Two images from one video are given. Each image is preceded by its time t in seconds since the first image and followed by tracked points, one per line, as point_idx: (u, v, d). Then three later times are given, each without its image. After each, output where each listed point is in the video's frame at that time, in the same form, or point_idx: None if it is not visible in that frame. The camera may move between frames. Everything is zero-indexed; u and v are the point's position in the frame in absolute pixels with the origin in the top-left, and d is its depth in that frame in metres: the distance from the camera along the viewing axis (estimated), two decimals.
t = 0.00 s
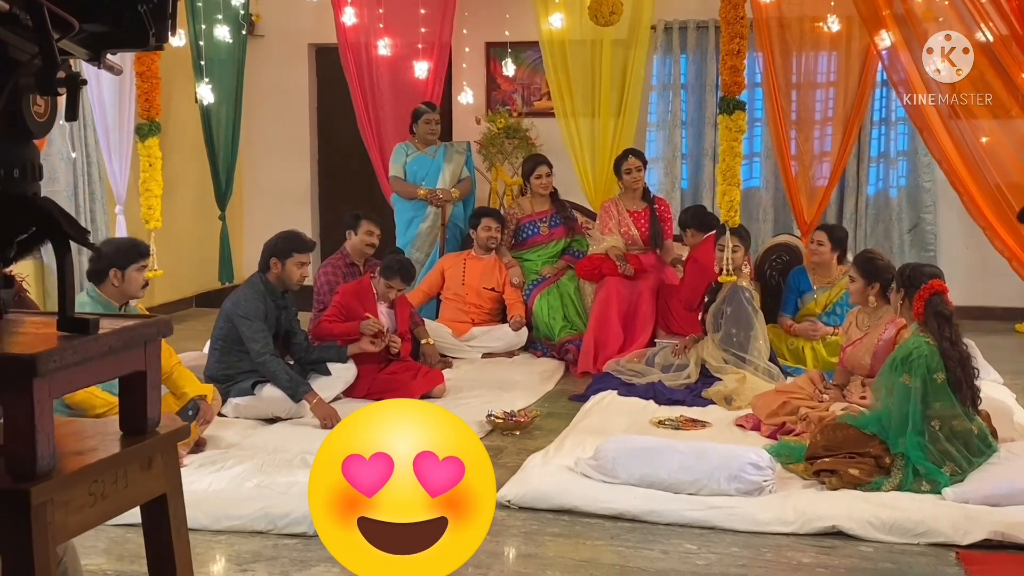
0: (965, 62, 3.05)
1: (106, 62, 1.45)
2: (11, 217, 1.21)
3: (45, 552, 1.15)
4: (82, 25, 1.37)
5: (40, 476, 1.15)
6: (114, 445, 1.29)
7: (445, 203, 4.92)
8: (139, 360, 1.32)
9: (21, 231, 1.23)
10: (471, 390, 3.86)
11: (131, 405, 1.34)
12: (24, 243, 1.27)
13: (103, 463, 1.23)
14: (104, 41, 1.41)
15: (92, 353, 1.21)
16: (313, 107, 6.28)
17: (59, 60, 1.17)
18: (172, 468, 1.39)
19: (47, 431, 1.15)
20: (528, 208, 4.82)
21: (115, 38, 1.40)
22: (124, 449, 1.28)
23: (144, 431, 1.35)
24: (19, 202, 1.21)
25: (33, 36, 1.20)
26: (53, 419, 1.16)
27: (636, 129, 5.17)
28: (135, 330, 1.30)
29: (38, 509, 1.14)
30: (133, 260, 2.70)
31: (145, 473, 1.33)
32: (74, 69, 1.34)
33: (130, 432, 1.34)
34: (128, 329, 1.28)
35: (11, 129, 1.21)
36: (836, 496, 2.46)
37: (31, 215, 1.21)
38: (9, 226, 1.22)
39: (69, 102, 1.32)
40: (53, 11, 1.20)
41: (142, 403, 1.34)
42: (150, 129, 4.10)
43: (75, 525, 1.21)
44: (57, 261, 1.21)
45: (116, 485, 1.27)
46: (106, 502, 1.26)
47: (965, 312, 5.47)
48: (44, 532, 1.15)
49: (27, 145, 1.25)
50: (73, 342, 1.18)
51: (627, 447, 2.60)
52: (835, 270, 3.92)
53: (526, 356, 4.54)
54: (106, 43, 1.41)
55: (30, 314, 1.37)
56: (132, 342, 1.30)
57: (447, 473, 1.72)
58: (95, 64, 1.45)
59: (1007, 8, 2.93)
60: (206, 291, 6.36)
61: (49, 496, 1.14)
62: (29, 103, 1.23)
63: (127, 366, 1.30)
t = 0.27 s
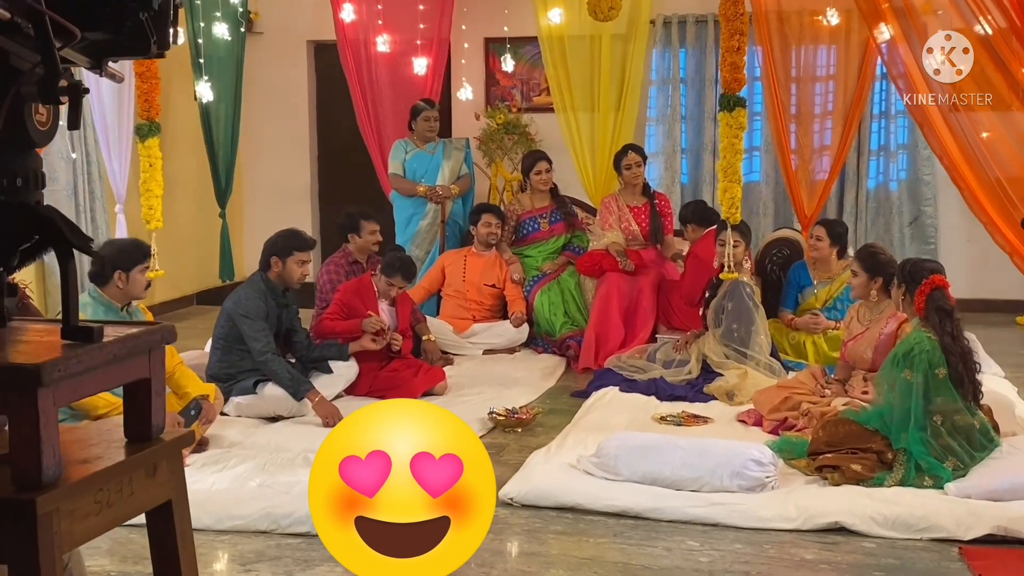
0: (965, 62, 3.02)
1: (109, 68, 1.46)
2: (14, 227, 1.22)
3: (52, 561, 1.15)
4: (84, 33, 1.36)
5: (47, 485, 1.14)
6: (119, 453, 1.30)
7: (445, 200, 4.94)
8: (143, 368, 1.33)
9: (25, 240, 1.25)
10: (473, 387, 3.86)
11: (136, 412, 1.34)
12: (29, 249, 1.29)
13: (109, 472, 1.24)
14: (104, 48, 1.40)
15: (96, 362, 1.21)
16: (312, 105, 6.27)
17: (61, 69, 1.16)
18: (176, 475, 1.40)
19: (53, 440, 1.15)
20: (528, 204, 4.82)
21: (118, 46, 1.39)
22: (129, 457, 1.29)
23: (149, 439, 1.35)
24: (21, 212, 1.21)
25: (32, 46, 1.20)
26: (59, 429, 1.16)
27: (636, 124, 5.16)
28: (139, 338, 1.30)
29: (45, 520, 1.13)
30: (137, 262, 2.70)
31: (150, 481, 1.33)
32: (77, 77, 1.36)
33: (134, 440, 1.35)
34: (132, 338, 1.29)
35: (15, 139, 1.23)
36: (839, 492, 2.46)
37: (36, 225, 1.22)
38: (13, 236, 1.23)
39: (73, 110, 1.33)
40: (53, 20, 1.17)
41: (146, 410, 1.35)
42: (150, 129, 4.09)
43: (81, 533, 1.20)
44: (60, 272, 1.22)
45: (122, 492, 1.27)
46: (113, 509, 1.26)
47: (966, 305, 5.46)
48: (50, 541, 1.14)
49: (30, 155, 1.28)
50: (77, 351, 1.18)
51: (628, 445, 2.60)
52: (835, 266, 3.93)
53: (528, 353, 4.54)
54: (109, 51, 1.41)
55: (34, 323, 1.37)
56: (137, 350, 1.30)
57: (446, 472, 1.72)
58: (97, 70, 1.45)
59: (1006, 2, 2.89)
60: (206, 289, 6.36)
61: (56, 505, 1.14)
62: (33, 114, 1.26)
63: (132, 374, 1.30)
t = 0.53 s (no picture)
0: (965, 63, 3.02)
1: (122, 102, 1.41)
2: (32, 263, 1.21)
3: None
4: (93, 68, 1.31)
5: (70, 522, 1.13)
6: (141, 486, 1.29)
7: (457, 210, 4.96)
8: (163, 401, 1.31)
9: (43, 275, 1.22)
10: (490, 397, 3.87)
11: (156, 443, 1.33)
12: (47, 285, 1.25)
13: (132, 505, 1.23)
14: (120, 82, 1.35)
15: (116, 397, 1.20)
16: (322, 121, 6.31)
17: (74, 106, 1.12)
18: (197, 503, 1.39)
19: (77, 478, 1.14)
20: (540, 212, 4.84)
21: (128, 81, 1.35)
22: (151, 488, 1.28)
23: (170, 469, 1.34)
24: (40, 247, 1.21)
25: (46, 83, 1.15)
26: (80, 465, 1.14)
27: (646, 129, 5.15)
28: (158, 371, 1.29)
29: (69, 557, 1.12)
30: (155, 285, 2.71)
31: (172, 510, 1.33)
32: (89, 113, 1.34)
33: (156, 470, 1.34)
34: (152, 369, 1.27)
35: (30, 176, 1.20)
36: (860, 496, 2.44)
37: (52, 260, 1.21)
38: (29, 272, 1.22)
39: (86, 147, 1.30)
40: (68, 59, 1.19)
41: (167, 440, 1.33)
42: (165, 152, 4.10)
43: (106, 568, 1.19)
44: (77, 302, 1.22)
45: (145, 524, 1.27)
46: (135, 542, 1.25)
47: (982, 301, 5.43)
48: None
49: (46, 192, 1.23)
50: (98, 388, 1.17)
51: (648, 453, 2.59)
52: (850, 265, 3.95)
53: (544, 361, 4.55)
54: (121, 85, 1.36)
55: (55, 357, 1.37)
56: (155, 382, 1.28)
57: (446, 472, 1.77)
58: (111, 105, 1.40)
59: None
60: (222, 305, 6.40)
61: (79, 542, 1.13)
62: (47, 150, 1.21)
63: (152, 405, 1.28)
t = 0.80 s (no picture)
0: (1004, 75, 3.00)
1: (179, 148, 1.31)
2: (92, 310, 1.19)
3: None
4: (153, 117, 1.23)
5: (134, 564, 1.10)
6: (204, 527, 1.27)
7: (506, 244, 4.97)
8: (223, 441, 1.30)
9: (104, 321, 1.21)
10: (545, 431, 3.87)
11: (220, 484, 1.32)
12: (108, 331, 1.23)
13: (196, 545, 1.20)
14: (178, 129, 1.26)
15: (178, 438, 1.18)
16: (372, 161, 6.43)
17: (133, 154, 1.03)
18: (260, 547, 1.37)
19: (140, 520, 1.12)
20: (589, 245, 4.85)
21: (187, 129, 1.26)
22: (213, 530, 1.25)
23: (231, 508, 1.33)
24: (100, 293, 1.19)
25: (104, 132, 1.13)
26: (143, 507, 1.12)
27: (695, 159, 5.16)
28: (219, 412, 1.28)
29: None
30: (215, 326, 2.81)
31: (234, 552, 1.30)
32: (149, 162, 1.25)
33: (217, 511, 1.33)
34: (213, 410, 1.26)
35: (88, 223, 1.19)
36: (924, 524, 2.39)
37: (114, 306, 1.19)
38: (91, 317, 1.20)
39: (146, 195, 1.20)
40: (125, 109, 1.09)
41: (227, 480, 1.32)
42: (219, 195, 4.22)
43: None
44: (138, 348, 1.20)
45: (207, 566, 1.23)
46: None
47: None
48: None
49: (105, 238, 1.24)
50: (158, 430, 1.15)
51: (707, 486, 2.56)
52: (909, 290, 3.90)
53: (598, 394, 4.53)
54: (179, 132, 1.27)
55: (115, 400, 1.36)
56: (215, 423, 1.27)
57: (447, 473, 1.58)
58: (168, 152, 1.30)
59: None
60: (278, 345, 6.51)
61: None
62: (105, 197, 1.19)
63: (213, 446, 1.28)
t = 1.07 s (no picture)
0: None
1: (210, 174, 1.33)
2: (123, 335, 1.18)
3: None
4: (183, 144, 1.24)
5: None
6: (235, 552, 1.25)
7: (537, 267, 5.00)
8: (254, 465, 1.29)
9: (136, 345, 1.19)
10: (579, 453, 3.87)
11: (249, 508, 1.31)
12: (140, 355, 1.21)
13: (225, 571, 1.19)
14: (208, 154, 1.28)
15: (209, 463, 1.16)
16: (405, 185, 6.51)
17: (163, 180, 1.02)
18: None
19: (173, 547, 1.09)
20: (622, 266, 4.86)
21: (217, 155, 1.27)
22: (245, 555, 1.24)
23: (262, 533, 1.31)
24: (132, 318, 1.18)
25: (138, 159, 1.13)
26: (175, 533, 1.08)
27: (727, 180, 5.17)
28: (248, 436, 1.26)
29: None
30: (250, 350, 2.86)
31: None
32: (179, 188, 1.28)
33: (248, 536, 1.31)
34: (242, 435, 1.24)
35: (122, 248, 1.18)
36: (962, 547, 2.37)
37: (146, 330, 1.18)
38: (124, 342, 1.19)
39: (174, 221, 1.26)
40: (157, 136, 1.10)
41: (257, 505, 1.30)
42: (254, 220, 4.29)
43: None
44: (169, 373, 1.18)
45: None
46: None
47: None
48: None
49: (138, 263, 1.22)
50: (190, 455, 1.12)
51: (742, 508, 2.56)
52: (943, 311, 3.84)
53: (631, 417, 4.53)
54: (209, 159, 1.28)
55: (147, 426, 1.34)
56: (247, 447, 1.26)
57: (446, 472, 1.77)
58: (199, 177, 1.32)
59: None
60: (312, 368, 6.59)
61: None
62: (136, 223, 1.19)
63: (244, 471, 1.26)
